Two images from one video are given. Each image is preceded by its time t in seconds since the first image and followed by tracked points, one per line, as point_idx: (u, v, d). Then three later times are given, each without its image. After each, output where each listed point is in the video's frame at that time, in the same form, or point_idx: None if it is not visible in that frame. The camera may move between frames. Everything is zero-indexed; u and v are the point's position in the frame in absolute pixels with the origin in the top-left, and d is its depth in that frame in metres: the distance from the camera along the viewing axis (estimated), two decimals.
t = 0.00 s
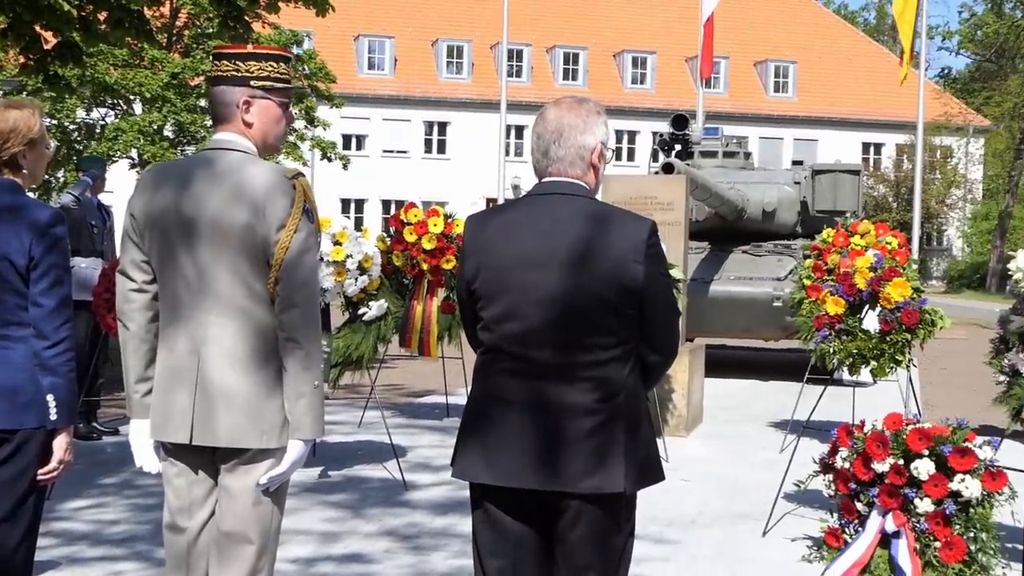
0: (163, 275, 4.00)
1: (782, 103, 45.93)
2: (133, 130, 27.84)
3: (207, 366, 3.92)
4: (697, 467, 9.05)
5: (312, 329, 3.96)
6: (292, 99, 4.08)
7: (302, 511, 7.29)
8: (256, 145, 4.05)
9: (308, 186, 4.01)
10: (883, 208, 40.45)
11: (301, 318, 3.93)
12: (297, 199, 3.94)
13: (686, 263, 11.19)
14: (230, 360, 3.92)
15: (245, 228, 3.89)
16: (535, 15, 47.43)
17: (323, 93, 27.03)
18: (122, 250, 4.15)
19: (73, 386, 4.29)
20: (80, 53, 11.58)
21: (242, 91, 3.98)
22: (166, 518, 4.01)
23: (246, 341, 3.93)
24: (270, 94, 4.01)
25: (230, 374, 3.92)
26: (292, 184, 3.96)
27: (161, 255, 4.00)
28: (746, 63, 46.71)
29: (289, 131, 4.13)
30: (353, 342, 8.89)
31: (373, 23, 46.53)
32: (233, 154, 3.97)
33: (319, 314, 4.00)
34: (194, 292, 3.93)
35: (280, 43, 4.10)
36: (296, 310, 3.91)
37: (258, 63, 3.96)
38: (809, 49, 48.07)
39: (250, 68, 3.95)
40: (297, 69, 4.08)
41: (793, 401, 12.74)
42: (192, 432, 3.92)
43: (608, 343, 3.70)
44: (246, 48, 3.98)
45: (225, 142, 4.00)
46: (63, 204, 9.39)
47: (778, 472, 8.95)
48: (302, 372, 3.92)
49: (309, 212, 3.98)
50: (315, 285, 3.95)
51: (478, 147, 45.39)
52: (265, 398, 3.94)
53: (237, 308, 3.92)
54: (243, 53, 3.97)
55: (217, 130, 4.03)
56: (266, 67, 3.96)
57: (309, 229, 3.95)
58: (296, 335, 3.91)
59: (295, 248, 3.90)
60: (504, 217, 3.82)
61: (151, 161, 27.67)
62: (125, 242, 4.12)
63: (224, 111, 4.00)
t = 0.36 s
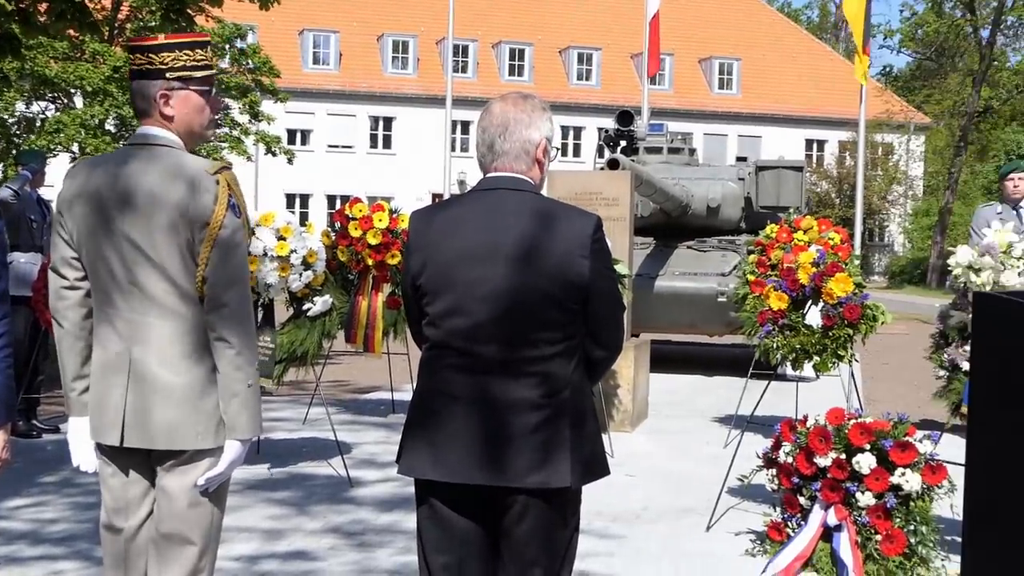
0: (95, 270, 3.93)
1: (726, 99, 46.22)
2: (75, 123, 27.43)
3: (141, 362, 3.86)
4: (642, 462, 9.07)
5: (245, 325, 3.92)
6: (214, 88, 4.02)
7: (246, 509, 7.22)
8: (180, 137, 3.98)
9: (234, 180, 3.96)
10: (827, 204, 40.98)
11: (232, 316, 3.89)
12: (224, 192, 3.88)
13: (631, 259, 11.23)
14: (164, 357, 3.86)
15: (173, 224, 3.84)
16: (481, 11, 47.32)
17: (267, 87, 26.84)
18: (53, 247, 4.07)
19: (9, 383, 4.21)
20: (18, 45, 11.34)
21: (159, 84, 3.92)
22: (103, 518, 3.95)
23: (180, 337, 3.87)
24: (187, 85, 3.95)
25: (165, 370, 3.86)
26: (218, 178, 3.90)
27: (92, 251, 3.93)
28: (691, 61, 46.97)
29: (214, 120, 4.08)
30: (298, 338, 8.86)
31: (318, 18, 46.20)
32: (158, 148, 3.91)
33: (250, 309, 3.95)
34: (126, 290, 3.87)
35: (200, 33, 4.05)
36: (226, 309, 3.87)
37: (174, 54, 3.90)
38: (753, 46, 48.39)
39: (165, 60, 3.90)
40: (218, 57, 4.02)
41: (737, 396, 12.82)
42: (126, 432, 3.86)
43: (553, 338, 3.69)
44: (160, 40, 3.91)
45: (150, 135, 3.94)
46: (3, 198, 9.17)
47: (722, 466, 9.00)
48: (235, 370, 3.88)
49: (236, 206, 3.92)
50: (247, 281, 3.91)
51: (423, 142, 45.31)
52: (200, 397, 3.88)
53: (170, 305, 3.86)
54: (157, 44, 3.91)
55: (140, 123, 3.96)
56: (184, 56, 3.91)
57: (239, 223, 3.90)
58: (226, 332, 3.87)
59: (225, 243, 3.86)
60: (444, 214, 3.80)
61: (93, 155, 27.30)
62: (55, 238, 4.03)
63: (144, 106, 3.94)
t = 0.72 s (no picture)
0: (28, 269, 3.86)
1: (672, 95, 46.52)
2: (16, 119, 27.05)
3: (79, 363, 3.80)
4: (589, 457, 9.09)
5: (185, 325, 3.86)
6: (148, 83, 3.95)
7: (190, 508, 7.14)
8: (113, 134, 3.92)
9: (171, 177, 3.90)
10: (771, 200, 41.40)
11: (170, 317, 3.82)
12: (160, 190, 3.82)
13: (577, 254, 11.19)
14: (101, 357, 3.80)
15: (108, 224, 3.78)
16: (427, 6, 47.20)
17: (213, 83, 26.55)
18: None
19: None
20: None
21: (91, 80, 3.86)
22: (43, 520, 3.89)
23: (117, 338, 3.81)
24: (120, 80, 3.89)
25: (102, 371, 3.80)
26: (153, 175, 3.84)
27: (25, 250, 3.86)
28: (637, 56, 47.16)
29: (150, 116, 4.02)
30: (242, 335, 8.74)
31: (264, 13, 45.82)
32: (90, 146, 3.85)
33: (190, 308, 3.89)
34: (60, 290, 3.80)
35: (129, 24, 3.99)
36: (166, 311, 3.81)
37: (106, 48, 3.84)
38: (698, 42, 48.70)
39: (97, 55, 3.84)
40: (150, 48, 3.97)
41: (683, 390, 12.88)
42: (64, 435, 3.80)
43: (497, 334, 3.67)
44: (92, 34, 3.86)
45: (83, 132, 3.87)
46: None
47: (668, 461, 9.04)
48: (175, 370, 3.81)
49: (173, 203, 3.86)
50: (185, 280, 3.85)
51: (370, 138, 45.13)
52: (139, 398, 3.82)
53: (105, 306, 3.79)
54: (89, 40, 3.86)
55: (74, 120, 3.90)
56: (116, 51, 3.86)
57: (176, 221, 3.84)
58: (165, 333, 3.81)
59: (162, 242, 3.80)
60: (388, 210, 3.77)
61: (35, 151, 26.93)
62: None
63: (76, 102, 3.88)
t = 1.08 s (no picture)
0: None
1: (603, 92, 46.76)
2: None
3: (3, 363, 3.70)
4: (521, 453, 9.10)
5: (116, 324, 3.79)
6: (81, 79, 3.91)
7: (118, 509, 7.03)
8: (42, 130, 3.85)
9: (101, 175, 3.84)
10: (702, 196, 41.71)
11: (100, 315, 3.76)
12: (90, 188, 3.76)
13: (508, 250, 11.23)
14: (26, 357, 3.71)
15: (35, 221, 3.70)
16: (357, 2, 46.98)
17: (140, 79, 26.11)
18: None
19: None
20: None
21: (23, 74, 3.79)
22: None
23: (42, 337, 3.73)
24: (52, 75, 3.83)
25: (27, 370, 3.71)
26: (83, 173, 3.78)
27: None
28: (568, 53, 47.29)
29: (80, 111, 3.95)
30: (170, 333, 8.58)
31: (192, 8, 45.27)
32: (19, 141, 3.77)
33: (120, 309, 3.83)
34: None
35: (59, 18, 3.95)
36: (94, 310, 3.74)
37: (39, 42, 3.78)
38: (628, 39, 48.94)
39: (30, 48, 3.77)
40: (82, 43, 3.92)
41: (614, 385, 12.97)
42: None
43: (427, 332, 3.65)
44: (25, 27, 3.79)
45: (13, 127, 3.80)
46: None
47: (600, 456, 9.08)
48: (103, 371, 3.74)
49: (103, 201, 3.80)
50: (117, 278, 3.79)
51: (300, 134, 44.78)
52: (65, 399, 3.74)
53: (31, 303, 3.71)
54: (22, 32, 3.78)
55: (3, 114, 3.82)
56: (49, 46, 3.80)
57: (106, 218, 3.78)
58: (93, 333, 3.74)
59: (94, 241, 3.74)
60: (320, 207, 3.73)
61: None
62: None
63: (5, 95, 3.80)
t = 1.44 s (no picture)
0: None
1: (555, 90, 46.85)
2: None
3: None
4: (474, 452, 9.09)
5: (63, 322, 3.78)
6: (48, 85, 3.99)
7: (65, 510, 6.94)
8: (7, 127, 3.90)
9: (57, 172, 3.86)
10: (653, 192, 41.91)
11: (47, 310, 3.74)
12: (47, 183, 3.77)
13: (459, 247, 11.21)
14: None
15: None
16: None
17: (86, 76, 25.72)
18: None
19: None
20: None
21: None
22: None
23: None
24: (24, 73, 3.91)
25: None
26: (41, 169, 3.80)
27: None
28: (519, 50, 47.30)
29: (43, 116, 4.01)
30: (118, 333, 8.54)
31: (141, 4, 44.79)
32: None
33: (66, 307, 3.81)
34: None
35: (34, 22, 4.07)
36: (42, 305, 3.72)
37: (16, 40, 3.89)
38: (580, 36, 49.04)
39: (7, 46, 3.88)
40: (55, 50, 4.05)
41: (565, 382, 13.01)
42: None
43: (377, 330, 3.63)
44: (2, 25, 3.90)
45: None
46: None
47: (552, 453, 9.10)
48: (48, 368, 3.72)
49: (59, 198, 3.81)
50: (65, 275, 3.79)
51: (250, 131, 44.47)
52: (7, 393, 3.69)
53: None
54: None
55: None
56: (25, 47, 3.91)
57: (60, 214, 3.78)
58: (40, 330, 3.71)
59: (47, 236, 3.73)
60: (271, 204, 3.70)
61: None
62: None
63: None
